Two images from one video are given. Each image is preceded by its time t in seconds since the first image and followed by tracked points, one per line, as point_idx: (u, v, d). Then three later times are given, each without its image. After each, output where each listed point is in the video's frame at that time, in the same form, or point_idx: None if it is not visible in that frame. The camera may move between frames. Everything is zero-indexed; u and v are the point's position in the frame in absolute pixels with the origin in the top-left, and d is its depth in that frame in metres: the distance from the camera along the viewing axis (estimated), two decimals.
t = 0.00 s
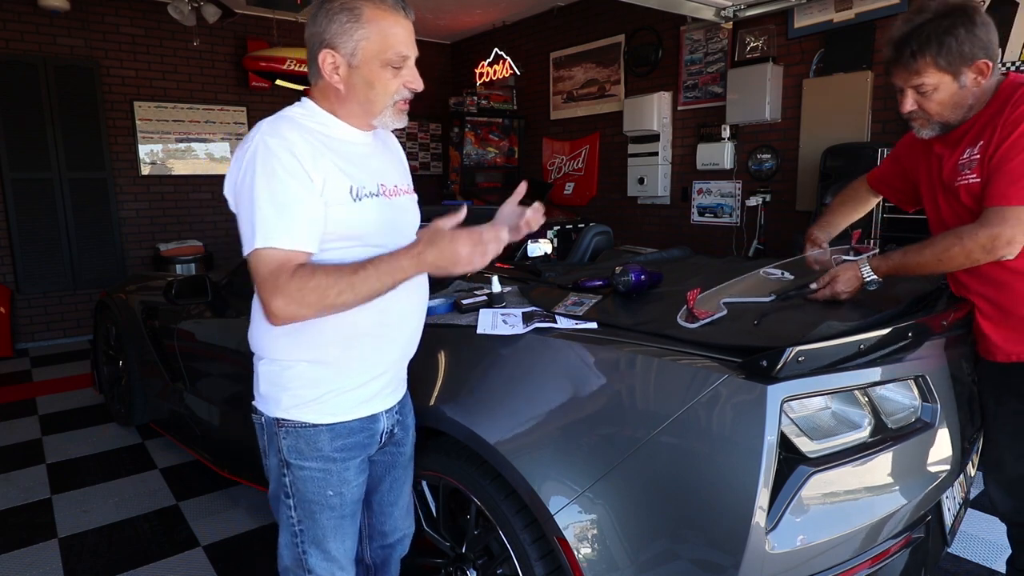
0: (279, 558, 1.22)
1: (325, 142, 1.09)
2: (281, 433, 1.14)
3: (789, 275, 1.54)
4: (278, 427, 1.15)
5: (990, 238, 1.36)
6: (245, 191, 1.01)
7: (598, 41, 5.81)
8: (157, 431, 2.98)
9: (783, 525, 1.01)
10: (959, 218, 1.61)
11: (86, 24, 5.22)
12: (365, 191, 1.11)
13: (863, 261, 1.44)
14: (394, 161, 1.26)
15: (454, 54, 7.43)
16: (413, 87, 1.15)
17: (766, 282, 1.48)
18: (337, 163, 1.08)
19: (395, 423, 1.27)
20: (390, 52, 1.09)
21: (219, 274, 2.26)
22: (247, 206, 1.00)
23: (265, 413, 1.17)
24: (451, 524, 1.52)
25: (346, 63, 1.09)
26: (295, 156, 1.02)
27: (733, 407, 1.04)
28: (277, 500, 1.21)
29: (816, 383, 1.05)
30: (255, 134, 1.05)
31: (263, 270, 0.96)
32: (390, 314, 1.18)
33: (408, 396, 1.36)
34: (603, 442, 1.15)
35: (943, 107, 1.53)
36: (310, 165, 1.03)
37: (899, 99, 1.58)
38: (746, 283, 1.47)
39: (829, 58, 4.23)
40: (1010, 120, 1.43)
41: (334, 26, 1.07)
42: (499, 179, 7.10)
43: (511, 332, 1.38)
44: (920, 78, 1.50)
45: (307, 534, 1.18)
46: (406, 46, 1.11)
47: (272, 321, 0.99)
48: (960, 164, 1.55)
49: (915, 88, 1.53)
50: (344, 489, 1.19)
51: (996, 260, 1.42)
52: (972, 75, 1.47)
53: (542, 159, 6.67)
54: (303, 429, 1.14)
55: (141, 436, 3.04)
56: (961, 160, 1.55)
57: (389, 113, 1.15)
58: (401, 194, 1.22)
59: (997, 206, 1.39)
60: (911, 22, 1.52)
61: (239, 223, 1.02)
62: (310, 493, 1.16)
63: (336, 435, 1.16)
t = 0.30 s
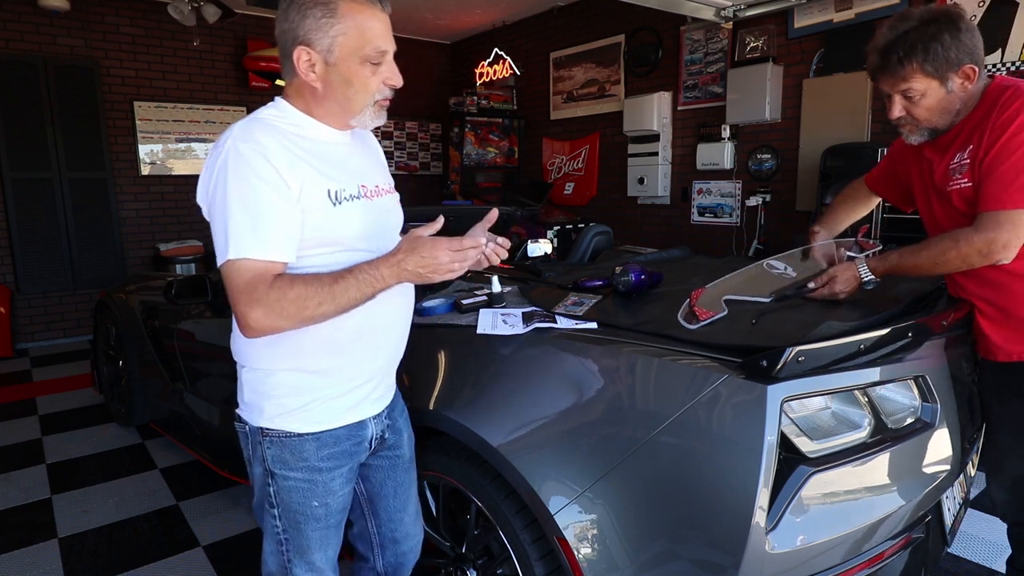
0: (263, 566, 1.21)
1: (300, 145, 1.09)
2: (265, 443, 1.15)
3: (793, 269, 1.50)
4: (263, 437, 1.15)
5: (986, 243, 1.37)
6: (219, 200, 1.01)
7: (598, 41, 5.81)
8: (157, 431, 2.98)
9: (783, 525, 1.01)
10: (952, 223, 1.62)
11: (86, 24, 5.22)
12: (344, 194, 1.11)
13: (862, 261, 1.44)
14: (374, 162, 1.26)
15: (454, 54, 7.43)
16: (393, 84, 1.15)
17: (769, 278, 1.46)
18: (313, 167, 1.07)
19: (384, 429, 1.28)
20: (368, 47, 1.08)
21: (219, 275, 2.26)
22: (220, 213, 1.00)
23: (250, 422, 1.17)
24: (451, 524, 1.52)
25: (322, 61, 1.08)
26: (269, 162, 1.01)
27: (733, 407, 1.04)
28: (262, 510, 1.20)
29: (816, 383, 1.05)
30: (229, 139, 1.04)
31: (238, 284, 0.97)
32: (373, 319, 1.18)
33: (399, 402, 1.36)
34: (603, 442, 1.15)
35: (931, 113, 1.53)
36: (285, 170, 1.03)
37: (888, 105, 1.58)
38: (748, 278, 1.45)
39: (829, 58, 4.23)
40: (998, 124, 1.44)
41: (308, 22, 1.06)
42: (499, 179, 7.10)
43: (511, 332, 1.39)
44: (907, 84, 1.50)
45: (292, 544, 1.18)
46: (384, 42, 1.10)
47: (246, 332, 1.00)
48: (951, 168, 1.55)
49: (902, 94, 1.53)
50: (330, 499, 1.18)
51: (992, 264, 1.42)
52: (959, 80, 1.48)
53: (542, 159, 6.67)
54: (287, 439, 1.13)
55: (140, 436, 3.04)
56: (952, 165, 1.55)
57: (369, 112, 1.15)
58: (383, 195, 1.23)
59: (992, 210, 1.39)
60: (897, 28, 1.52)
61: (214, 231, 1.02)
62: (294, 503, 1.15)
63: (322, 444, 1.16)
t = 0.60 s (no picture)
0: (275, 562, 1.21)
1: (291, 149, 1.09)
2: (278, 439, 1.14)
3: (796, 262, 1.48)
4: (275, 432, 1.14)
5: (984, 244, 1.38)
6: (216, 211, 1.02)
7: (598, 41, 5.81)
8: (157, 431, 2.98)
9: (783, 525, 1.01)
10: (951, 223, 1.61)
11: (86, 24, 5.22)
12: (338, 194, 1.11)
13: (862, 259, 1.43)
14: (367, 159, 1.25)
15: (454, 54, 7.43)
16: (377, 82, 1.15)
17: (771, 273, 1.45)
18: (306, 170, 1.07)
19: (393, 426, 1.28)
20: (350, 47, 1.08)
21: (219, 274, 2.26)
22: (218, 225, 1.01)
23: (264, 417, 1.16)
24: (450, 524, 1.52)
25: (305, 63, 1.08)
26: (261, 170, 1.01)
27: (733, 407, 1.04)
28: (272, 506, 1.20)
29: (816, 383, 1.05)
30: (219, 152, 1.04)
31: (242, 291, 0.97)
32: (372, 316, 1.17)
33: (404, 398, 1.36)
34: (603, 443, 1.15)
35: (935, 111, 1.53)
36: (278, 176, 1.02)
37: (890, 104, 1.58)
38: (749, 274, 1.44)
39: (829, 58, 4.24)
40: (998, 124, 1.44)
41: (289, 25, 1.06)
42: (498, 179, 7.10)
43: (511, 332, 1.39)
44: (910, 82, 1.50)
45: (305, 540, 1.17)
46: (366, 40, 1.10)
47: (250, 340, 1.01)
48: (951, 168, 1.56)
49: (905, 92, 1.53)
50: (342, 495, 1.18)
51: (990, 265, 1.43)
52: (961, 77, 1.49)
53: (542, 159, 6.67)
54: (301, 434, 1.13)
55: (140, 436, 3.04)
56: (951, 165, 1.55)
57: (354, 111, 1.15)
58: (377, 192, 1.22)
59: (991, 211, 1.40)
60: (899, 26, 1.52)
61: (215, 244, 1.03)
62: (307, 498, 1.15)
63: (335, 439, 1.16)
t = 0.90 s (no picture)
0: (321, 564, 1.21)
1: (296, 152, 1.09)
2: (294, 434, 1.14)
3: (797, 257, 1.47)
4: (290, 429, 1.15)
5: (985, 241, 1.38)
6: (222, 210, 1.03)
7: (598, 41, 5.81)
8: (157, 431, 2.98)
9: (783, 525, 1.01)
10: (959, 219, 1.61)
11: (86, 24, 5.22)
12: (339, 195, 1.10)
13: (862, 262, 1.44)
14: (374, 164, 1.25)
15: (454, 54, 7.43)
16: (389, 94, 1.16)
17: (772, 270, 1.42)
18: (308, 170, 1.07)
19: (405, 420, 1.27)
20: (367, 60, 1.09)
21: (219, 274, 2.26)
22: (223, 224, 1.02)
23: (278, 418, 1.17)
24: (451, 524, 1.52)
25: (324, 74, 1.08)
26: (263, 168, 1.02)
27: (733, 407, 1.04)
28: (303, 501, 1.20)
29: (816, 384, 1.05)
30: (224, 153, 1.06)
31: (242, 284, 0.98)
32: (373, 316, 1.16)
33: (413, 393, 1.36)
34: (603, 442, 1.15)
35: (955, 96, 1.51)
36: (279, 176, 1.02)
37: (910, 90, 1.57)
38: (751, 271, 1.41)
39: (829, 58, 4.24)
40: (1011, 120, 1.44)
41: (310, 38, 1.07)
42: (498, 179, 7.10)
43: (511, 332, 1.38)
44: (932, 65, 1.49)
45: (340, 529, 1.17)
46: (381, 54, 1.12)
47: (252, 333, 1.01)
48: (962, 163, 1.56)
49: (925, 76, 1.52)
50: (365, 476, 1.18)
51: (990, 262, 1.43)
52: (983, 63, 1.48)
53: (542, 159, 6.67)
54: (313, 425, 1.13)
55: (140, 436, 3.04)
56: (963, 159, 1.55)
57: (366, 121, 1.16)
58: (383, 195, 1.21)
59: (994, 207, 1.39)
60: (922, 10, 1.52)
61: (220, 242, 1.04)
62: (331, 486, 1.15)
63: (348, 427, 1.15)
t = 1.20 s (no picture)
0: (320, 564, 1.23)
1: (306, 150, 1.09)
2: (296, 435, 1.15)
3: (807, 254, 1.45)
4: (293, 429, 1.15)
5: (991, 241, 1.38)
6: (231, 207, 1.04)
7: (598, 41, 5.81)
8: (157, 431, 2.99)
9: (783, 525, 1.01)
10: (970, 217, 1.60)
11: (86, 24, 5.22)
12: (348, 194, 1.10)
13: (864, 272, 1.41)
14: (384, 165, 1.24)
15: (454, 54, 7.43)
16: (400, 93, 1.15)
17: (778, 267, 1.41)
18: (317, 170, 1.07)
19: (408, 422, 1.27)
20: (377, 58, 1.09)
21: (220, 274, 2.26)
22: (231, 220, 1.02)
23: (282, 416, 1.17)
24: (451, 524, 1.52)
25: (334, 72, 1.09)
26: (272, 166, 1.02)
27: (733, 407, 1.04)
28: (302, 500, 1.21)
29: (817, 383, 1.05)
30: (235, 151, 1.06)
31: (249, 280, 0.98)
32: (379, 316, 1.16)
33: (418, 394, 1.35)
34: (603, 442, 1.15)
35: (980, 86, 1.50)
36: (288, 174, 1.02)
37: (935, 79, 1.56)
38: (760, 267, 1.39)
39: (829, 58, 4.24)
40: None
41: (322, 36, 1.07)
42: (498, 179, 7.09)
43: (511, 332, 1.38)
44: (957, 55, 1.48)
45: (337, 530, 1.18)
46: (391, 53, 1.11)
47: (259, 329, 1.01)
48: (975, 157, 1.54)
49: (950, 66, 1.51)
50: (364, 480, 1.18)
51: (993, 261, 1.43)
52: (1010, 53, 1.45)
53: (542, 159, 6.67)
54: (315, 428, 1.13)
55: (140, 436, 3.04)
56: (977, 154, 1.54)
57: (376, 120, 1.15)
58: (391, 196, 1.20)
59: (999, 207, 1.39)
60: None
61: (229, 238, 1.05)
62: (330, 489, 1.16)
63: (349, 430, 1.15)
